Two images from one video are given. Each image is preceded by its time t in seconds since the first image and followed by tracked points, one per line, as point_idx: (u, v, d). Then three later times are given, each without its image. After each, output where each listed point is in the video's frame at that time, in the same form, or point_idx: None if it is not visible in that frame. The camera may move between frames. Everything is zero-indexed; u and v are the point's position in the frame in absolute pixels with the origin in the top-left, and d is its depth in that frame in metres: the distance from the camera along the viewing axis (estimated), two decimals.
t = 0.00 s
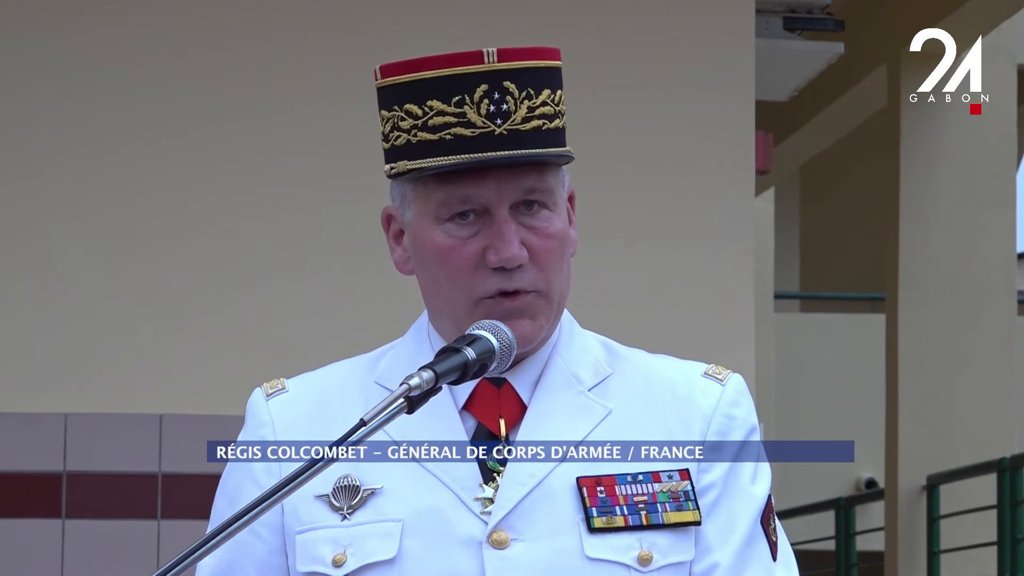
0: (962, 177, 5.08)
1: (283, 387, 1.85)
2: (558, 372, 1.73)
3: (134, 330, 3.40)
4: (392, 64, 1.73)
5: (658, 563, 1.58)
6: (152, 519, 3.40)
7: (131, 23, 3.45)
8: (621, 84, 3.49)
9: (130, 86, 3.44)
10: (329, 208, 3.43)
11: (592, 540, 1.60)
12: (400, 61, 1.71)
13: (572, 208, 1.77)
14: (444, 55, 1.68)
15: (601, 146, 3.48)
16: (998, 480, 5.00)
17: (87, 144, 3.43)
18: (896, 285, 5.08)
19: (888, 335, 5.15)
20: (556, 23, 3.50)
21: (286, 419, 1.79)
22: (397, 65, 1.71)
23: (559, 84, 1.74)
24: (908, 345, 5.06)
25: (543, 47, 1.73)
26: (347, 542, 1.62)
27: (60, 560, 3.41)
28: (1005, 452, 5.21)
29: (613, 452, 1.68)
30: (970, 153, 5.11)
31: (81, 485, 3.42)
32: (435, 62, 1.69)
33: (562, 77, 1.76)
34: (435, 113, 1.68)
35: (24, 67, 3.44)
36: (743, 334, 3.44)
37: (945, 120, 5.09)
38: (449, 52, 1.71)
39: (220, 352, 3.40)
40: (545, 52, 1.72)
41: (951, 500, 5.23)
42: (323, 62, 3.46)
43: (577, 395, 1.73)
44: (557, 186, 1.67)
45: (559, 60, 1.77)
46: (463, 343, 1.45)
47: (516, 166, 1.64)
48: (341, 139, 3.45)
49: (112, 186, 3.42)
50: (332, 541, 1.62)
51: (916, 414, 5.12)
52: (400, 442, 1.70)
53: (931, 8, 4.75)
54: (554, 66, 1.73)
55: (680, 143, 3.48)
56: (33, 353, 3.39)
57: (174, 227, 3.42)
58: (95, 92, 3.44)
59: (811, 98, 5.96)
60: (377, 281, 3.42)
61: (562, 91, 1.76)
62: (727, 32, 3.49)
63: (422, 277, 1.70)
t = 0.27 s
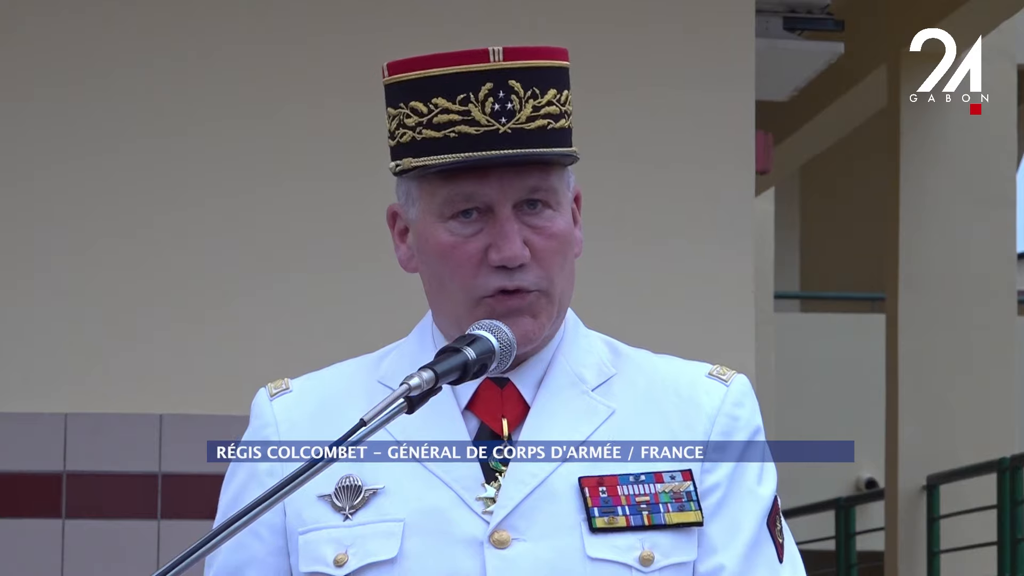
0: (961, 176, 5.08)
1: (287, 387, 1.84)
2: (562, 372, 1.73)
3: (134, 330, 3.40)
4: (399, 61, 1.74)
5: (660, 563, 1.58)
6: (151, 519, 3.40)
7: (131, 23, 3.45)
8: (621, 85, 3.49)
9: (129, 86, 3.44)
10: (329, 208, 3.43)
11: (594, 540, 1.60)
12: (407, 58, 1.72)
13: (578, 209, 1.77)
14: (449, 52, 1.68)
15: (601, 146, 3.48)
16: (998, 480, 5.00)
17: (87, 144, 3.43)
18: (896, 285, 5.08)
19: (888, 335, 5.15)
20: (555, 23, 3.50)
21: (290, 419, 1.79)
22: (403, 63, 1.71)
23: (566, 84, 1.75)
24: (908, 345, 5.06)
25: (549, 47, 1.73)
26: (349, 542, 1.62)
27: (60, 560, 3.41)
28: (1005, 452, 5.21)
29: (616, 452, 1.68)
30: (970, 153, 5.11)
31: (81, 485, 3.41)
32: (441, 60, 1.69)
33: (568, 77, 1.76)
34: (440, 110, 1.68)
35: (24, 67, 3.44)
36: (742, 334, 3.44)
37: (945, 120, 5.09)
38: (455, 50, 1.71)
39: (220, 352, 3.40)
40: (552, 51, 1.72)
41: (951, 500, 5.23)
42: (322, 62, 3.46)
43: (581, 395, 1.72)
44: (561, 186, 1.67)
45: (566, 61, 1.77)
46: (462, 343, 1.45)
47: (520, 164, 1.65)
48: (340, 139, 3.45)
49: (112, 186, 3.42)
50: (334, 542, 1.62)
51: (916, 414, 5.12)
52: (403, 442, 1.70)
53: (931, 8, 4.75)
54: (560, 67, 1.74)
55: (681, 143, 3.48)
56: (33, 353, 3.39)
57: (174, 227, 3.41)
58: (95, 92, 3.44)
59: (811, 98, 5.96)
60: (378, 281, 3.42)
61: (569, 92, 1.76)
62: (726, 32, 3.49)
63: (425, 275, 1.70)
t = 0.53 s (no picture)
0: (961, 177, 5.09)
1: (294, 387, 1.84)
2: (567, 372, 1.73)
3: (134, 330, 3.40)
4: (404, 58, 1.74)
5: (661, 563, 1.58)
6: (152, 519, 3.40)
7: (132, 24, 3.45)
8: (621, 85, 3.49)
9: (129, 86, 3.44)
10: (329, 209, 3.43)
11: (596, 539, 1.60)
12: (410, 55, 1.72)
13: (583, 210, 1.77)
14: (451, 49, 1.69)
15: (600, 147, 3.48)
16: (998, 480, 5.00)
17: (87, 144, 3.43)
18: (896, 285, 5.08)
19: (888, 336, 5.15)
20: (555, 23, 3.50)
21: (297, 419, 1.79)
22: (406, 60, 1.72)
23: (571, 83, 1.75)
24: (908, 345, 5.06)
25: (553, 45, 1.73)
26: (352, 541, 1.62)
27: (61, 560, 3.41)
28: (1005, 452, 5.21)
29: (620, 452, 1.68)
30: (970, 153, 5.11)
31: (82, 486, 3.41)
32: (443, 56, 1.69)
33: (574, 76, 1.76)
34: (441, 106, 1.69)
35: (24, 67, 3.44)
36: (742, 334, 3.44)
37: (945, 120, 5.09)
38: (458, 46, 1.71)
39: (220, 352, 3.40)
40: (556, 48, 1.72)
41: (951, 499, 5.23)
42: (322, 63, 3.46)
43: (585, 396, 1.73)
44: (563, 185, 1.67)
45: (573, 60, 1.76)
46: (462, 343, 1.45)
47: (521, 161, 1.65)
48: (339, 139, 3.45)
49: (111, 186, 3.42)
50: (337, 540, 1.62)
51: (916, 414, 5.12)
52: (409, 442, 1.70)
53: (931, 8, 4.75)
54: (564, 64, 1.74)
55: (681, 143, 3.48)
56: (32, 353, 3.39)
57: (174, 227, 3.41)
58: (94, 92, 3.43)
59: (811, 98, 5.95)
60: (378, 281, 3.42)
61: (574, 90, 1.76)
62: (725, 32, 3.49)
63: (426, 273, 1.70)
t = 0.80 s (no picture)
0: (960, 177, 5.09)
1: (305, 385, 1.85)
2: (574, 371, 1.74)
3: (134, 330, 3.39)
4: (417, 52, 1.78)
5: (667, 563, 1.58)
6: (152, 519, 3.40)
7: (132, 24, 3.45)
8: (622, 85, 3.49)
9: (129, 86, 3.44)
10: (329, 209, 3.43)
11: (601, 539, 1.60)
12: (423, 48, 1.76)
13: (595, 208, 1.79)
14: (461, 41, 1.72)
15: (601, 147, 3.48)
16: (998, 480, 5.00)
17: (87, 144, 3.43)
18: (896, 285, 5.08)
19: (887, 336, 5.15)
20: (555, 23, 3.50)
21: (306, 417, 1.79)
22: (418, 54, 1.76)
23: (580, 79, 1.77)
24: (907, 345, 5.06)
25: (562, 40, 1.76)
26: (359, 538, 1.63)
27: (61, 560, 3.41)
28: (1005, 452, 5.21)
29: (627, 451, 1.68)
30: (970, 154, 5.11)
31: (81, 486, 3.41)
32: (453, 48, 1.73)
33: (583, 73, 1.78)
34: (450, 97, 1.71)
35: (24, 67, 3.43)
36: (743, 334, 3.44)
37: (945, 120, 5.09)
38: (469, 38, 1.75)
39: (220, 352, 3.40)
40: (564, 44, 1.75)
41: (951, 500, 5.23)
42: (322, 63, 3.46)
43: (593, 395, 1.73)
44: (571, 178, 1.69)
45: (581, 56, 1.79)
46: (462, 343, 1.45)
47: (528, 152, 1.67)
48: (340, 139, 3.44)
49: (111, 186, 3.42)
50: (344, 537, 1.63)
51: (916, 414, 5.12)
52: (417, 441, 1.71)
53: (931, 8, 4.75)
54: (573, 61, 1.76)
55: (681, 143, 3.48)
56: (33, 353, 3.38)
57: (174, 227, 3.41)
58: (95, 92, 3.43)
59: (811, 98, 5.95)
60: (378, 281, 3.42)
61: (583, 87, 1.78)
62: (726, 32, 3.49)
63: (436, 267, 1.72)
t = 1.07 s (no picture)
0: (960, 177, 5.09)
1: (312, 384, 1.85)
2: (582, 370, 1.74)
3: (134, 330, 3.39)
4: (424, 51, 1.78)
5: (674, 564, 1.58)
6: (152, 519, 3.39)
7: (132, 24, 3.44)
8: (622, 85, 3.49)
9: (129, 86, 3.43)
10: (329, 209, 3.42)
11: (609, 539, 1.60)
12: (429, 47, 1.76)
13: (601, 207, 1.78)
14: (466, 39, 1.72)
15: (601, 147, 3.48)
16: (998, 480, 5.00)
17: (87, 144, 3.42)
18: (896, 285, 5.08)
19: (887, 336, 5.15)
20: (555, 23, 3.50)
21: (313, 416, 1.79)
22: (424, 53, 1.76)
23: (586, 78, 1.77)
24: (907, 346, 5.07)
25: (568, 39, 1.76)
26: (366, 538, 1.63)
27: (61, 560, 3.40)
28: (1005, 452, 5.21)
29: (635, 451, 1.68)
30: (970, 154, 5.11)
31: (81, 486, 3.40)
32: (458, 47, 1.73)
33: (590, 72, 1.78)
34: (455, 95, 1.72)
35: (24, 67, 3.43)
36: (744, 334, 3.44)
37: (944, 120, 5.09)
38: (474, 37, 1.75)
39: (220, 352, 3.39)
40: (570, 43, 1.75)
41: (951, 500, 5.23)
42: (323, 63, 3.45)
43: (600, 394, 1.73)
44: (576, 177, 1.69)
45: (589, 57, 1.79)
46: (462, 343, 1.45)
47: (532, 151, 1.67)
48: (340, 139, 3.44)
49: (111, 186, 3.41)
50: (351, 537, 1.63)
51: (916, 414, 5.12)
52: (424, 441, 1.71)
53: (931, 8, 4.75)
54: (579, 59, 1.76)
55: (681, 143, 3.48)
56: (33, 354, 3.38)
57: (174, 227, 3.41)
58: (95, 92, 3.43)
59: (811, 98, 5.95)
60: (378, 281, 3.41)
61: (590, 87, 1.78)
62: (726, 32, 3.49)
63: (441, 266, 1.72)
